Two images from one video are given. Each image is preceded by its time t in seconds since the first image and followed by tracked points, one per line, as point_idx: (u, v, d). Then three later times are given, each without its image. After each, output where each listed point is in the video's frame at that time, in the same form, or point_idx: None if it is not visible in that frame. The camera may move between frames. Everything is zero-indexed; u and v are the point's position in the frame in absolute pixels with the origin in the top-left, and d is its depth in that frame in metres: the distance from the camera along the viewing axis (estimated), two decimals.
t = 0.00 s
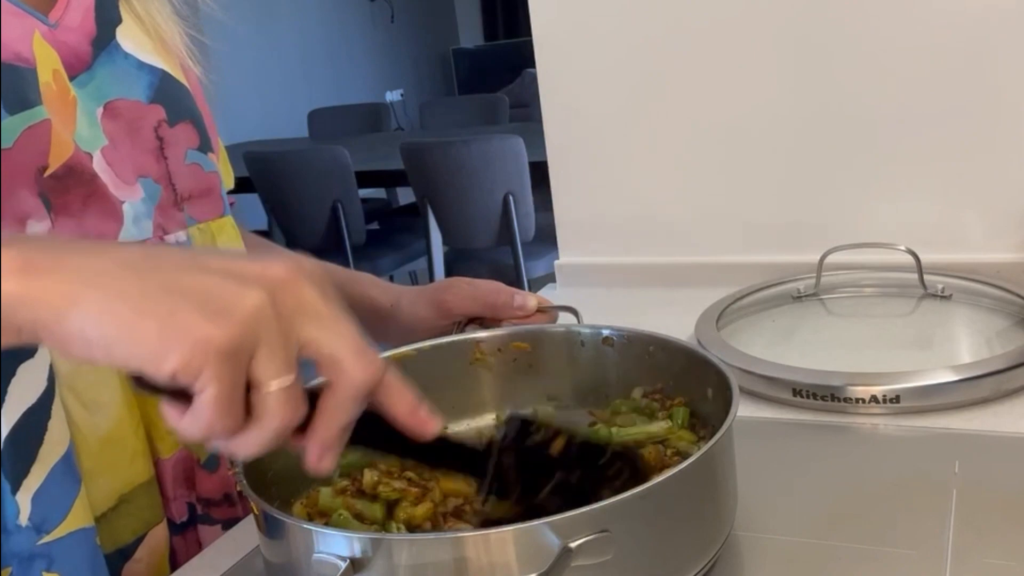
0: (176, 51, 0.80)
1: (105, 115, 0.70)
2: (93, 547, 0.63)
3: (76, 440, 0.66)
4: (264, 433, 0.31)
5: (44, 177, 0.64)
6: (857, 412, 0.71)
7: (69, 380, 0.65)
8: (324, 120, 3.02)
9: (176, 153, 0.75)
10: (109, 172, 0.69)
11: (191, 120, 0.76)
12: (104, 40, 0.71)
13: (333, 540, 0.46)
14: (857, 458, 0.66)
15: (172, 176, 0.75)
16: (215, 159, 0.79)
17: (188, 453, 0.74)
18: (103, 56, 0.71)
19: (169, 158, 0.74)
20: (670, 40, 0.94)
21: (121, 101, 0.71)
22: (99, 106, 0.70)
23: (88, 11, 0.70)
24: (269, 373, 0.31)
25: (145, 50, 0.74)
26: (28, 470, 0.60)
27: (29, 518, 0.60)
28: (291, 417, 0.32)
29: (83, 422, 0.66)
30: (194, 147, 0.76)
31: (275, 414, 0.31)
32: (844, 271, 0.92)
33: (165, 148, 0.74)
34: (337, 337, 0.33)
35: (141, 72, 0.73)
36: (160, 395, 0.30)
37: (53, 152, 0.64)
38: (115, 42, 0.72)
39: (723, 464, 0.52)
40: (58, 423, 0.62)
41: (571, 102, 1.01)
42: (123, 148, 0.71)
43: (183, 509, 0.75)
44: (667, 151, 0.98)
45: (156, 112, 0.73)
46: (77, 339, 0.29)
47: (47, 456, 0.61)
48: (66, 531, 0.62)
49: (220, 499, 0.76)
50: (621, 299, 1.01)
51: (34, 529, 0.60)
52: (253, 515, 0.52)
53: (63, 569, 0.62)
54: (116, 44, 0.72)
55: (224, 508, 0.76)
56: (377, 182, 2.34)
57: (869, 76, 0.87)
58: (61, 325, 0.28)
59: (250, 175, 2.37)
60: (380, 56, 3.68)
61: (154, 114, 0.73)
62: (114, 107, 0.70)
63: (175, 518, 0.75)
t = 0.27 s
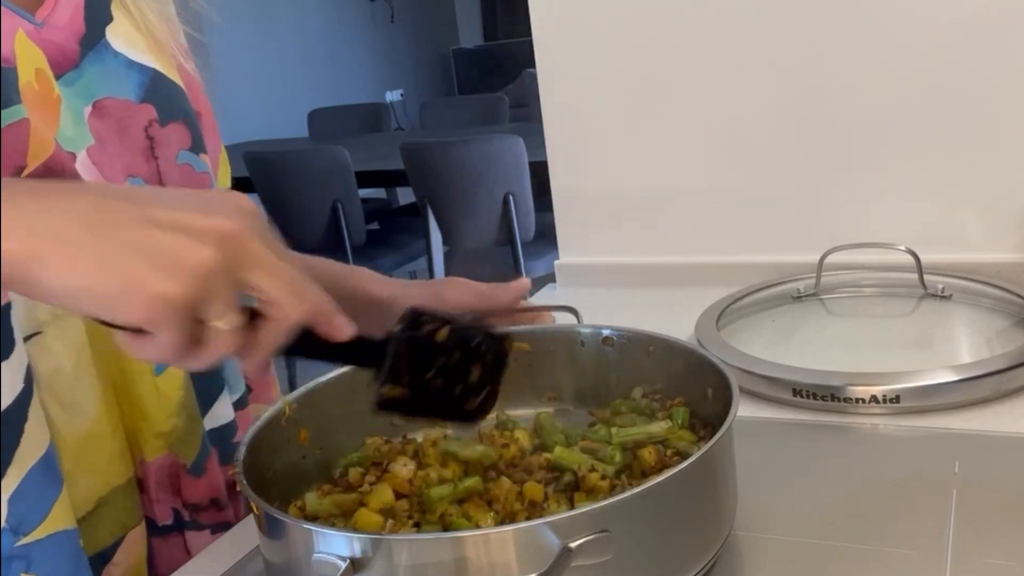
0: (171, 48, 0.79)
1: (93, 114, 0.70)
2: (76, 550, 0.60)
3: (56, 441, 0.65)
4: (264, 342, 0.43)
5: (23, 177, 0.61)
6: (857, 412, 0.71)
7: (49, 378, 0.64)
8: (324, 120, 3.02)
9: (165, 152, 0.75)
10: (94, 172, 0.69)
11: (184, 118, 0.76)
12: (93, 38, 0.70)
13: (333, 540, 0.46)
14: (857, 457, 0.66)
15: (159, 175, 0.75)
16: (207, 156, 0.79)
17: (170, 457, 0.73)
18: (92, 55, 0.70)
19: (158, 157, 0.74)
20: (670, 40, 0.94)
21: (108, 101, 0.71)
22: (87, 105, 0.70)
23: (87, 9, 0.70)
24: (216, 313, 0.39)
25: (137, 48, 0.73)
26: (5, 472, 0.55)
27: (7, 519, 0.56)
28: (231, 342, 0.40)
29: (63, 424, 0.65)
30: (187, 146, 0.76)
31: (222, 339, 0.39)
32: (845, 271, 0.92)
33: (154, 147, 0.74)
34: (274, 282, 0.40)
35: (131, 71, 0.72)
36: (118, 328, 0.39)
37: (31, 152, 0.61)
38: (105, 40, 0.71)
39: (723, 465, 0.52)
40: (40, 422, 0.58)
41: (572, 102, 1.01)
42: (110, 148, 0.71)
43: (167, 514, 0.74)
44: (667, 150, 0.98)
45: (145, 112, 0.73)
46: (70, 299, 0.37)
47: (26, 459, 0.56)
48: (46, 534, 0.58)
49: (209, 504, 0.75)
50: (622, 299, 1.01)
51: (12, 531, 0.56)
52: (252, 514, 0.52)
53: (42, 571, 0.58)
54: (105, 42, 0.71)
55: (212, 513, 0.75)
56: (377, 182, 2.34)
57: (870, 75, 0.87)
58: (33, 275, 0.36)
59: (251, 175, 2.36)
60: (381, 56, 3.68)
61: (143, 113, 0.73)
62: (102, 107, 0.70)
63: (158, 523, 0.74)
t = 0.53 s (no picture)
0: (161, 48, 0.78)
1: (92, 110, 0.68)
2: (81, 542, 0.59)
3: (67, 438, 0.62)
4: (289, 414, 0.45)
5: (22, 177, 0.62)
6: (857, 412, 0.71)
7: (62, 371, 0.61)
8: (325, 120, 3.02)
9: (161, 147, 0.73)
10: (92, 168, 0.67)
11: (174, 113, 0.74)
12: (85, 36, 0.69)
13: (333, 539, 0.46)
14: (857, 458, 0.66)
15: (157, 171, 0.73)
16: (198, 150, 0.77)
17: (168, 445, 0.71)
18: (86, 52, 0.68)
19: (154, 152, 0.73)
20: (670, 40, 0.94)
21: (106, 97, 0.69)
22: (86, 101, 0.68)
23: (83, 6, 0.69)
24: (288, 368, 0.42)
25: (127, 45, 0.72)
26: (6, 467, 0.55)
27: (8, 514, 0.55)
28: (313, 398, 0.44)
29: (73, 419, 0.62)
30: (179, 139, 0.75)
31: (302, 398, 0.44)
32: (844, 271, 0.92)
33: (150, 142, 0.72)
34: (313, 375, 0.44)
35: (124, 68, 0.71)
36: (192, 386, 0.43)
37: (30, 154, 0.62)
38: (96, 38, 0.69)
39: (723, 465, 0.52)
40: (42, 414, 0.57)
41: (572, 103, 1.01)
42: (109, 143, 0.69)
43: (164, 504, 0.72)
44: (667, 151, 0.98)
45: (140, 107, 0.71)
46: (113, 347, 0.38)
47: (28, 451, 0.56)
48: (46, 528, 0.57)
49: (209, 488, 0.73)
50: (621, 299, 1.01)
51: (13, 525, 0.55)
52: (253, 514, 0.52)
53: (43, 563, 0.57)
54: (97, 40, 0.69)
55: (212, 496, 0.73)
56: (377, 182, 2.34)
57: (870, 76, 0.87)
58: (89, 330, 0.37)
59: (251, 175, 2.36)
60: (381, 56, 3.68)
61: (138, 109, 0.71)
62: (99, 102, 0.69)
63: (156, 515, 0.71)
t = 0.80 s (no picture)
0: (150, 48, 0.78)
1: (87, 104, 0.70)
2: (77, 526, 0.62)
3: (67, 424, 0.65)
4: (212, 395, 0.42)
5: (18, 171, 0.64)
6: (857, 412, 0.71)
7: (61, 362, 0.65)
8: (325, 120, 3.02)
9: (151, 141, 0.75)
10: (87, 161, 0.69)
11: (162, 109, 0.76)
12: (77, 33, 0.69)
13: (333, 540, 0.46)
14: (858, 457, 0.66)
15: (148, 165, 0.75)
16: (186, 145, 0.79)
17: (160, 433, 0.74)
18: (77, 49, 0.69)
19: (144, 146, 0.74)
20: (670, 40, 0.94)
21: (101, 91, 0.71)
22: (84, 96, 0.69)
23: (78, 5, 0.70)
24: (204, 351, 0.39)
25: (117, 43, 0.73)
26: None
27: (6, 498, 0.58)
28: (231, 377, 0.41)
29: (71, 409, 0.66)
30: (166, 134, 0.76)
31: (222, 376, 0.40)
32: (845, 271, 0.92)
33: (140, 137, 0.74)
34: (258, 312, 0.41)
35: (114, 64, 0.72)
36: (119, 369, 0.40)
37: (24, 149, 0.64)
38: (87, 34, 0.70)
39: (723, 465, 0.52)
40: (39, 404, 0.60)
41: (571, 103, 1.01)
42: (103, 135, 0.71)
43: (156, 492, 0.75)
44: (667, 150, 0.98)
45: (130, 102, 0.73)
46: (41, 340, 0.38)
47: (25, 441, 0.59)
48: (44, 512, 0.60)
49: (200, 472, 0.76)
50: (621, 299, 1.01)
51: (12, 510, 0.58)
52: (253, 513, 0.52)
53: (40, 548, 0.60)
54: (87, 37, 0.70)
55: (203, 481, 0.76)
56: (377, 182, 2.33)
57: (869, 76, 0.87)
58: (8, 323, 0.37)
59: (250, 175, 2.36)
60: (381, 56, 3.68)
61: (129, 104, 0.73)
62: (95, 97, 0.70)
63: (149, 503, 0.74)
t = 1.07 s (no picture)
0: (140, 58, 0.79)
1: (64, 109, 0.70)
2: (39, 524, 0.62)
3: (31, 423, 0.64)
4: None
5: None
6: (857, 412, 0.71)
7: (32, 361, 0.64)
8: (324, 120, 3.02)
9: (131, 149, 0.74)
10: (58, 166, 0.69)
11: (147, 119, 0.76)
12: (59, 42, 0.71)
13: (333, 540, 0.46)
14: (858, 457, 0.66)
15: (125, 173, 0.75)
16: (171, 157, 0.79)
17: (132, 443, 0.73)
18: (58, 56, 0.70)
19: (123, 155, 0.74)
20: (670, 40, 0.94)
21: (79, 97, 0.71)
22: (59, 101, 0.70)
23: (65, 13, 0.72)
24: None
25: (101, 51, 0.74)
26: None
27: None
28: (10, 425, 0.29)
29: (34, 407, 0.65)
30: (150, 144, 0.76)
31: None
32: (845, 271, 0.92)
33: (119, 146, 0.74)
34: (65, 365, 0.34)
35: (96, 72, 0.73)
36: None
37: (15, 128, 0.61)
38: (70, 43, 0.71)
39: (723, 465, 0.52)
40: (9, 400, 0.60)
41: (571, 103, 1.01)
42: (79, 141, 0.71)
43: (129, 498, 0.74)
44: (667, 151, 0.98)
45: (111, 111, 0.73)
46: None
47: None
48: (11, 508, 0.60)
49: (171, 483, 0.75)
50: (621, 300, 1.01)
51: None
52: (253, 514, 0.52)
53: None
54: (70, 45, 0.71)
55: (174, 491, 0.75)
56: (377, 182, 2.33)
57: (869, 76, 0.87)
58: None
59: (250, 176, 2.36)
60: (381, 56, 3.68)
61: (109, 112, 0.73)
62: (73, 103, 0.71)
63: (119, 508, 0.74)
